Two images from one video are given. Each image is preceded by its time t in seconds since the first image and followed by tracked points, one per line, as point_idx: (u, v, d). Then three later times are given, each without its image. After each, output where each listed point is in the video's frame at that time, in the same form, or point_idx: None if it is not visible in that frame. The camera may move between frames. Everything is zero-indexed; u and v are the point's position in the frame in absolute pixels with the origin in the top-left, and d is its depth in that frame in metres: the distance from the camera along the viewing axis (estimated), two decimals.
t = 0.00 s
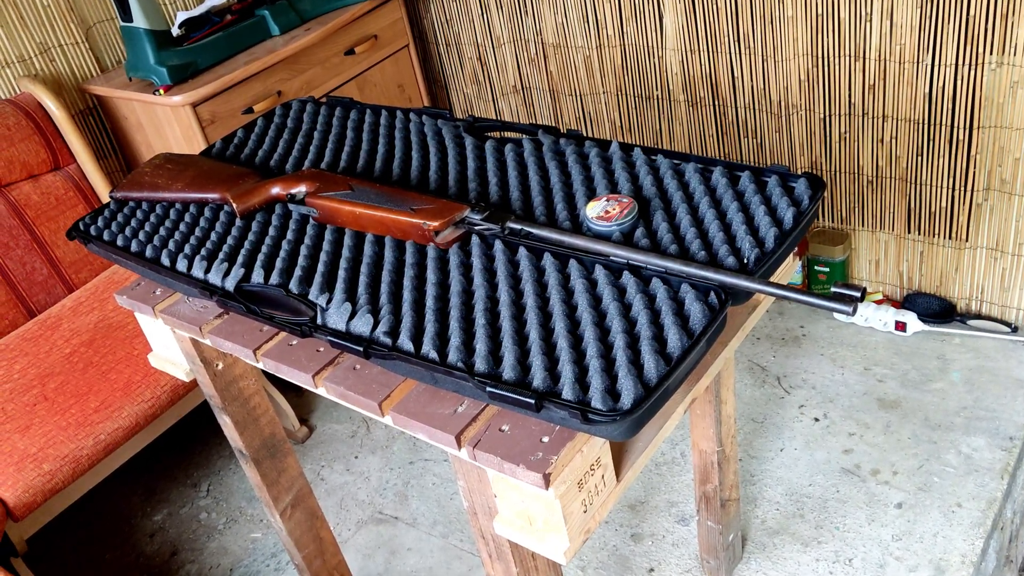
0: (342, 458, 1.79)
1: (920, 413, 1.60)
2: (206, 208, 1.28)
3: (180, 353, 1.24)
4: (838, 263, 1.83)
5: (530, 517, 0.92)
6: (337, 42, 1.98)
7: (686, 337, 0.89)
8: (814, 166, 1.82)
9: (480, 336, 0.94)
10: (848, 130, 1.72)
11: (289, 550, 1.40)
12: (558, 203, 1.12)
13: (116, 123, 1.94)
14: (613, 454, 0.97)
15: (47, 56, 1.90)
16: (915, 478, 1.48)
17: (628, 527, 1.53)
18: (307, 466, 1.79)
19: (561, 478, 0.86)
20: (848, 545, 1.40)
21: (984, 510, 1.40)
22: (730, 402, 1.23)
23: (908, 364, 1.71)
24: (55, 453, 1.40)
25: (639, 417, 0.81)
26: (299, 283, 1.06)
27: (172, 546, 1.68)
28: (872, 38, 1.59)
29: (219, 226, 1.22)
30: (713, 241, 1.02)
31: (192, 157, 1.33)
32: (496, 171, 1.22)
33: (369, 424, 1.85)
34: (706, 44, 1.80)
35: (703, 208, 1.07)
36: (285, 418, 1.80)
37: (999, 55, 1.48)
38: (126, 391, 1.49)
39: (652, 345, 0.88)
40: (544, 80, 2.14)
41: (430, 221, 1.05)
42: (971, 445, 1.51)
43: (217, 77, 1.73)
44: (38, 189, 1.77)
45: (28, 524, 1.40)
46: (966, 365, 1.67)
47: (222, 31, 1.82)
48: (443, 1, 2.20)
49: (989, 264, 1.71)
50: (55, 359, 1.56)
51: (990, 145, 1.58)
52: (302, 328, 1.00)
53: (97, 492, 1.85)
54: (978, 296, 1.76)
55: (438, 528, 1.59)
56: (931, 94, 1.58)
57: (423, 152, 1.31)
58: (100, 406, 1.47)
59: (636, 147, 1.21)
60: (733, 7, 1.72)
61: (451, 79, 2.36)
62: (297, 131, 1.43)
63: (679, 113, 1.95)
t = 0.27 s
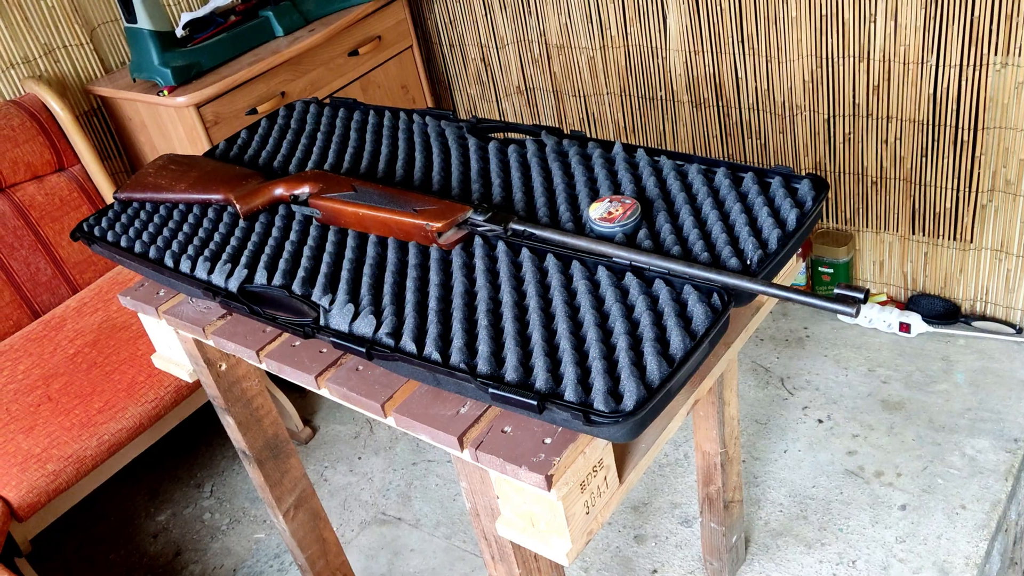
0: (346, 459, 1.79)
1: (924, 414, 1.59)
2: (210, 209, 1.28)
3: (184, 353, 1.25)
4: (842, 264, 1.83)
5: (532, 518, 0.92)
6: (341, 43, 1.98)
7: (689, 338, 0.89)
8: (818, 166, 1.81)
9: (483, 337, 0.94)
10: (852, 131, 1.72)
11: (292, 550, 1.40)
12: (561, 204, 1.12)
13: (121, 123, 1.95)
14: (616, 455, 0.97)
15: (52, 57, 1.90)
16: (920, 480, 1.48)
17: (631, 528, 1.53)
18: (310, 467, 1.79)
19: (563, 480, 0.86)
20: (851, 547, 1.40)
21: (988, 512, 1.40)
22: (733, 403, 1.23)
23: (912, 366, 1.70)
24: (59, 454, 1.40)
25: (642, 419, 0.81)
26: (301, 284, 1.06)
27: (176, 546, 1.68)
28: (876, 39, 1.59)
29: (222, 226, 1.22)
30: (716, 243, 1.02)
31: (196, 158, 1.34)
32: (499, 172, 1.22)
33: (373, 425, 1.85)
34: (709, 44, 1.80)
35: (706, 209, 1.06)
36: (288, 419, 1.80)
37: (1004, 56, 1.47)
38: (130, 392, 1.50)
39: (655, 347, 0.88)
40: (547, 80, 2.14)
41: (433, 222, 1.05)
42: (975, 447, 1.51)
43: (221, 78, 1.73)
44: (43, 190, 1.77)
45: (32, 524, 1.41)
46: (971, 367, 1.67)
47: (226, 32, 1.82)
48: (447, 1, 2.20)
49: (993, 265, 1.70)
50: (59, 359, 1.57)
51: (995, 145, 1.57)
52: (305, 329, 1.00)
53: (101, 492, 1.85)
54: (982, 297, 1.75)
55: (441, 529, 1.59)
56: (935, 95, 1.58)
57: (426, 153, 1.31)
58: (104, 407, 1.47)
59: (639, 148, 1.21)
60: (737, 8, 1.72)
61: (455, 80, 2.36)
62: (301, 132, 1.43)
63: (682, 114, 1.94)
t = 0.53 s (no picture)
0: (352, 459, 1.79)
1: (930, 415, 1.59)
2: (218, 210, 1.29)
3: (192, 353, 1.25)
4: (847, 265, 1.83)
5: (540, 517, 0.93)
6: (347, 45, 1.99)
7: (695, 339, 0.89)
8: (823, 168, 1.82)
9: (490, 338, 0.94)
10: (857, 132, 1.72)
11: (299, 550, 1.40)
12: (568, 205, 1.13)
13: (129, 125, 1.96)
14: (622, 455, 0.97)
15: (61, 59, 1.91)
16: (925, 482, 1.48)
17: (637, 529, 1.53)
18: (317, 467, 1.80)
19: (570, 479, 0.87)
20: (857, 547, 1.40)
21: (994, 513, 1.40)
22: (739, 404, 1.24)
23: (918, 367, 1.70)
24: (68, 453, 1.41)
25: (649, 418, 0.82)
26: (310, 285, 1.07)
27: (183, 545, 1.69)
28: (882, 41, 1.59)
29: (231, 227, 1.23)
30: (722, 244, 1.02)
31: (204, 159, 1.34)
32: (505, 174, 1.23)
33: (379, 425, 1.86)
34: (715, 46, 1.80)
35: (712, 210, 1.07)
36: (295, 419, 1.81)
37: (1009, 58, 1.47)
38: (138, 392, 1.50)
39: (661, 347, 0.89)
40: (552, 82, 2.14)
41: (440, 223, 1.06)
42: (981, 448, 1.51)
43: (229, 80, 1.74)
44: (52, 191, 1.78)
45: (41, 523, 1.41)
46: (977, 368, 1.67)
47: (234, 34, 1.83)
48: (453, 3, 2.21)
49: (999, 267, 1.70)
50: (68, 359, 1.58)
51: (1001, 147, 1.57)
52: (313, 329, 1.01)
53: (109, 492, 1.86)
54: (988, 298, 1.75)
55: (447, 529, 1.59)
56: (941, 96, 1.58)
57: (433, 154, 1.31)
58: (112, 406, 1.48)
59: (645, 149, 1.21)
60: (742, 10, 1.72)
61: (460, 81, 2.37)
62: (308, 133, 1.44)
63: (687, 116, 1.95)
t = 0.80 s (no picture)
0: (357, 459, 1.80)
1: (936, 417, 1.59)
2: (226, 209, 1.29)
3: (199, 352, 1.26)
4: (853, 266, 1.83)
5: (546, 516, 0.93)
6: (354, 45, 1.99)
7: (702, 338, 0.89)
8: (830, 169, 1.81)
9: (497, 337, 0.94)
10: (864, 133, 1.72)
11: (305, 549, 1.40)
12: (575, 205, 1.13)
13: (136, 125, 1.97)
14: (629, 454, 0.98)
15: (69, 59, 1.92)
16: (931, 483, 1.47)
17: (642, 529, 1.53)
18: (322, 466, 1.80)
19: (577, 478, 0.87)
20: (863, 549, 1.40)
21: (1000, 515, 1.39)
22: (745, 404, 1.24)
23: (924, 368, 1.70)
24: (75, 451, 1.41)
25: (656, 417, 0.82)
26: (317, 283, 1.07)
27: (189, 544, 1.70)
28: (889, 42, 1.59)
29: (238, 226, 1.23)
30: (729, 244, 1.02)
31: (212, 159, 1.35)
32: (512, 173, 1.23)
33: (384, 425, 1.86)
34: (721, 47, 1.80)
35: (719, 210, 1.07)
36: (301, 418, 1.81)
37: (1017, 59, 1.47)
38: (145, 390, 1.51)
39: (668, 346, 0.89)
40: (559, 83, 2.15)
41: (447, 222, 1.06)
42: (988, 449, 1.51)
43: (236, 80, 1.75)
44: (60, 191, 1.79)
45: (48, 521, 1.42)
46: (983, 370, 1.66)
47: (241, 34, 1.84)
48: (460, 4, 2.22)
49: (1006, 268, 1.70)
50: (75, 358, 1.58)
51: (1008, 148, 1.57)
52: (321, 328, 1.01)
53: (115, 490, 1.86)
54: (994, 300, 1.75)
55: (452, 529, 1.59)
56: (948, 97, 1.58)
57: (440, 154, 1.32)
58: (119, 405, 1.48)
59: (652, 149, 1.22)
60: (749, 11, 1.72)
61: (467, 82, 2.37)
62: (315, 133, 1.44)
63: (694, 116, 1.95)
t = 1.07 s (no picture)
0: (361, 459, 1.80)
1: (941, 419, 1.59)
2: (232, 209, 1.29)
3: (205, 352, 1.26)
4: (859, 268, 1.83)
5: (551, 517, 0.93)
6: (360, 46, 2.00)
7: (707, 339, 0.89)
8: (835, 170, 1.81)
9: (502, 337, 0.95)
10: (869, 134, 1.71)
11: (309, 549, 1.41)
12: (580, 206, 1.13)
13: (142, 125, 1.97)
14: (633, 455, 0.98)
15: (75, 59, 1.93)
16: (937, 485, 1.47)
17: (646, 530, 1.53)
18: (327, 466, 1.80)
19: (581, 479, 0.87)
20: (868, 551, 1.39)
21: (1006, 518, 1.39)
22: (749, 405, 1.23)
23: (929, 370, 1.70)
24: (81, 450, 1.42)
25: (661, 418, 0.82)
26: (323, 284, 1.07)
27: (193, 544, 1.70)
28: (894, 43, 1.58)
29: (244, 227, 1.24)
30: (734, 245, 1.02)
31: (217, 159, 1.35)
32: (518, 174, 1.23)
33: (388, 425, 1.86)
34: (726, 48, 1.80)
35: (724, 211, 1.07)
36: (306, 419, 1.82)
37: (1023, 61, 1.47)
38: (151, 390, 1.51)
39: (673, 347, 0.89)
40: (564, 84, 2.15)
41: (452, 223, 1.06)
42: (993, 452, 1.50)
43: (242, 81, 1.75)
44: (66, 191, 1.80)
45: (54, 520, 1.42)
46: (989, 372, 1.66)
47: (247, 35, 1.84)
48: (465, 5, 2.22)
49: (1011, 270, 1.70)
50: (81, 357, 1.59)
51: (1014, 150, 1.56)
52: (327, 328, 1.01)
53: (120, 490, 1.87)
54: (1000, 302, 1.75)
55: (456, 529, 1.59)
56: (954, 99, 1.58)
57: (445, 154, 1.32)
58: (124, 405, 1.49)
59: (657, 151, 1.22)
60: (754, 12, 1.72)
61: (472, 83, 2.38)
62: (320, 134, 1.44)
63: (699, 118, 1.95)
